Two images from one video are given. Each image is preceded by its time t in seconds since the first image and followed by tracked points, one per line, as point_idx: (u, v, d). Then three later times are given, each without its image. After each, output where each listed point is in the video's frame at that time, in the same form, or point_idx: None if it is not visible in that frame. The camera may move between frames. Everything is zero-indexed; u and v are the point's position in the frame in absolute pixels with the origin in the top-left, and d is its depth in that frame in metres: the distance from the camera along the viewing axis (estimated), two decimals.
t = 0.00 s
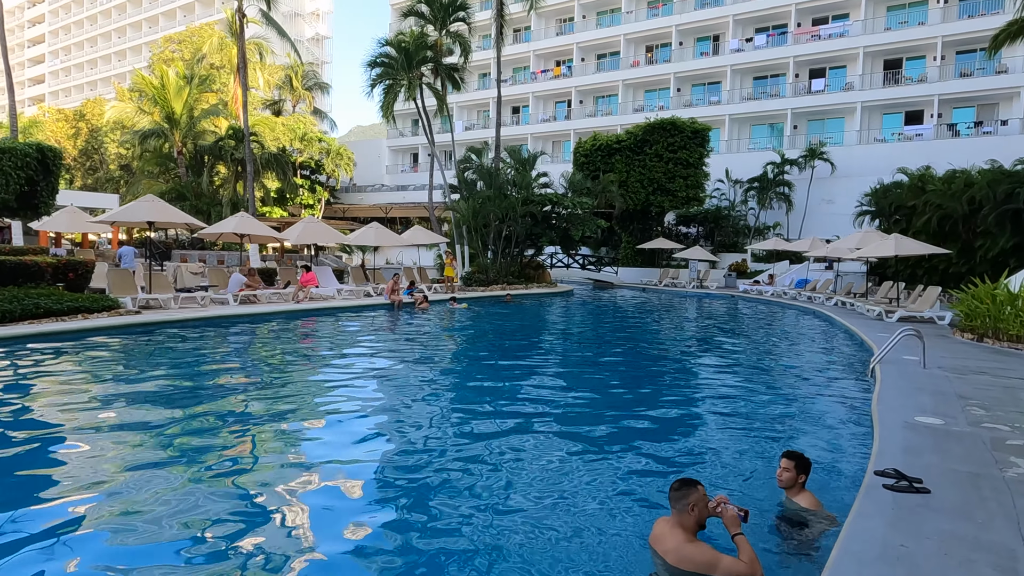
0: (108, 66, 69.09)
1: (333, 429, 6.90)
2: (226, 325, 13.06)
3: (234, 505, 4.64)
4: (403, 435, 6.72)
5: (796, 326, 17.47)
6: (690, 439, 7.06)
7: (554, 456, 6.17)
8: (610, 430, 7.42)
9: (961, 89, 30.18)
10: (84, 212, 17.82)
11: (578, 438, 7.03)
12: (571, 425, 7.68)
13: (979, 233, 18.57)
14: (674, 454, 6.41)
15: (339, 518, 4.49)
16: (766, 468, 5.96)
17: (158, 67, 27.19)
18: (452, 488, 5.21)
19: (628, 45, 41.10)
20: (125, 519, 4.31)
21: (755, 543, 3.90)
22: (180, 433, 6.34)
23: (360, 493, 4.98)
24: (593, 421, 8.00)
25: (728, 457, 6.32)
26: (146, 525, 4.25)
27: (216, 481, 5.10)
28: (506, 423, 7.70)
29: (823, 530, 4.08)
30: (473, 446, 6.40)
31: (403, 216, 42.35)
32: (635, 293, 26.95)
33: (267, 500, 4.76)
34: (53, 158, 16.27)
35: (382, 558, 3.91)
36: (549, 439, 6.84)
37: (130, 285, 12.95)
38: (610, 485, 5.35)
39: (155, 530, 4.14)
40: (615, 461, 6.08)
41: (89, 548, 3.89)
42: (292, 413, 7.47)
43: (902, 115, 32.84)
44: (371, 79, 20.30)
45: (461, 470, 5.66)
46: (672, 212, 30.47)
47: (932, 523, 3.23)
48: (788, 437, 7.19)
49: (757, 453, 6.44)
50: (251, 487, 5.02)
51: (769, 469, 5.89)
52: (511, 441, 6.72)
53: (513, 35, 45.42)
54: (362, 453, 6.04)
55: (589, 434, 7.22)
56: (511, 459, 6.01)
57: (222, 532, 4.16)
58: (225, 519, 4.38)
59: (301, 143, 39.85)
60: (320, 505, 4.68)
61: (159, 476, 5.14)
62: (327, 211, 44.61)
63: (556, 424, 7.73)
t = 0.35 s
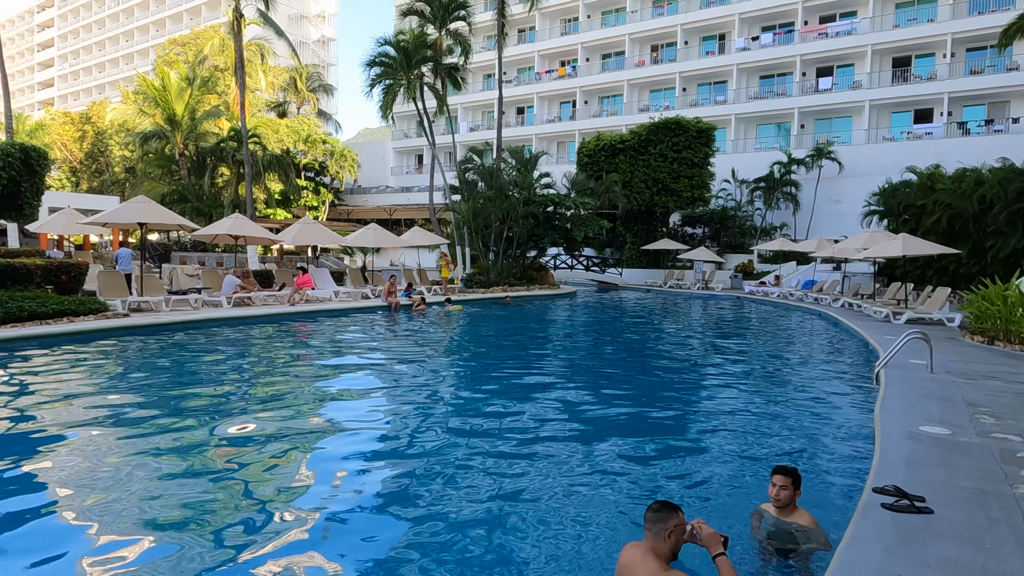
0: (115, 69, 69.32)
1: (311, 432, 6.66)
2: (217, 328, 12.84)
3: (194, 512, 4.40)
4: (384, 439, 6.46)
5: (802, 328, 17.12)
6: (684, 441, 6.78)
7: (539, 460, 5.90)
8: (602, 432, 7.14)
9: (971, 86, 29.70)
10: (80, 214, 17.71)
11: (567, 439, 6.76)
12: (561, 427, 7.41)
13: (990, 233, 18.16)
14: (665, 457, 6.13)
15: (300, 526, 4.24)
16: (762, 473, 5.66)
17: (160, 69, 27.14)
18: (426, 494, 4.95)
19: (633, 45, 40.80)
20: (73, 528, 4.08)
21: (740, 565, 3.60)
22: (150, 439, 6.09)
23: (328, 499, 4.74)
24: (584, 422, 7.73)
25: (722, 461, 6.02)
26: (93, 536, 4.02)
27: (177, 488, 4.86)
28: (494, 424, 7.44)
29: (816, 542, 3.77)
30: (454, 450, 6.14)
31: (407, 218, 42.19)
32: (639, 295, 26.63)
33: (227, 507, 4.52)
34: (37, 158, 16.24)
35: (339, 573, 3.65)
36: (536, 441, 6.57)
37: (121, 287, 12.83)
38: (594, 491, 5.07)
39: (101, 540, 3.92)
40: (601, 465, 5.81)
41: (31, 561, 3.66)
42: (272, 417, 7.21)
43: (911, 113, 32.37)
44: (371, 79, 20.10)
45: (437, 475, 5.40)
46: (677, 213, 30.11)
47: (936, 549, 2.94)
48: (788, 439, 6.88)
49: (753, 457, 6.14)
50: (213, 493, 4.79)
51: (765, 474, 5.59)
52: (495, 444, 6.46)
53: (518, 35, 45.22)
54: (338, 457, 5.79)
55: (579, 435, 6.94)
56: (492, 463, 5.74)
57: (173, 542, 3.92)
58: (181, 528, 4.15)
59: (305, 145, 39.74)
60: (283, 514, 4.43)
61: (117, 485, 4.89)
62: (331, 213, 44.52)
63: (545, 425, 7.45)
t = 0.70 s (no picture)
0: (111, 73, 69.05)
1: (278, 438, 6.37)
2: (199, 333, 12.54)
3: (133, 529, 4.12)
4: (353, 447, 6.16)
5: (799, 330, 16.82)
6: (669, 445, 6.48)
7: (513, 468, 5.61)
8: (584, 436, 6.85)
9: (969, 85, 29.42)
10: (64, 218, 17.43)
11: (546, 444, 6.48)
12: (543, 431, 7.12)
13: (989, 231, 17.88)
14: (647, 463, 5.84)
15: (245, 545, 3.95)
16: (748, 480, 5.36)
17: (149, 72, 26.89)
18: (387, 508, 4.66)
19: (628, 45, 40.57)
20: None
21: None
22: (105, 449, 5.80)
23: (281, 514, 4.46)
24: (567, 425, 7.44)
25: (707, 467, 5.73)
26: (16, 558, 3.72)
27: (121, 501, 4.56)
28: (472, 428, 7.15)
29: (801, 559, 3.48)
30: (426, 458, 5.85)
31: (403, 220, 41.90)
32: (635, 296, 26.35)
33: (170, 522, 4.24)
34: (9, 160, 15.99)
35: None
36: (513, 447, 6.28)
37: (99, 292, 12.52)
38: (567, 503, 4.78)
39: (24, 563, 3.62)
40: (580, 473, 5.52)
41: None
42: (241, 424, 6.91)
43: (909, 111, 32.11)
44: (360, 79, 19.81)
45: (403, 486, 5.11)
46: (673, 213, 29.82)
47: None
48: (779, 442, 6.58)
49: (740, 462, 5.85)
50: (159, 506, 4.50)
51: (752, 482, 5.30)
52: (470, 451, 6.16)
53: (513, 36, 45.02)
54: (300, 465, 5.50)
55: (559, 441, 6.64)
56: (464, 474, 5.45)
57: (104, 564, 3.62)
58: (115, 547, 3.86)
59: (300, 147, 39.49)
60: (229, 530, 4.16)
61: (59, 500, 4.60)
62: (326, 216, 44.24)
63: (526, 429, 7.16)
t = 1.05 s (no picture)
0: (107, 75, 68.77)
1: (241, 447, 6.07)
2: (178, 337, 12.25)
3: (56, 550, 3.81)
4: (319, 454, 5.89)
5: (794, 333, 16.57)
6: (652, 451, 6.21)
7: (482, 478, 5.33)
8: (563, 441, 6.59)
9: (966, 85, 29.23)
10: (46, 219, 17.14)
11: (522, 451, 6.20)
12: (521, 435, 6.85)
13: (986, 232, 17.65)
14: (623, 470, 5.58)
15: (178, 568, 3.66)
16: (732, 490, 5.07)
17: (139, 72, 26.63)
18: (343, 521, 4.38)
19: (624, 46, 40.37)
20: None
21: None
22: (56, 460, 5.50)
23: (229, 530, 4.18)
24: (546, 430, 7.17)
25: (687, 476, 5.46)
26: None
27: (58, 517, 4.29)
28: (447, 433, 6.89)
29: None
30: (393, 466, 5.58)
31: (397, 223, 41.62)
32: (629, 299, 26.09)
33: (104, 541, 3.96)
34: None
35: None
36: (487, 454, 6.02)
37: (77, 296, 12.26)
38: (535, 515, 4.51)
39: None
40: (554, 483, 5.25)
41: None
42: (205, 431, 6.62)
43: (905, 112, 31.90)
44: (350, 79, 19.56)
45: (362, 497, 4.83)
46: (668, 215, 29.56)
47: None
48: (765, 448, 6.31)
49: (723, 471, 5.58)
50: (93, 521, 4.21)
51: (735, 490, 4.99)
52: (440, 457, 5.91)
53: (509, 38, 44.81)
54: (255, 476, 5.21)
55: (537, 447, 6.37)
56: (431, 483, 5.18)
57: None
58: (37, 570, 3.55)
59: (294, 149, 39.22)
60: (168, 550, 3.88)
61: None
62: (320, 218, 43.96)
63: (505, 435, 6.89)
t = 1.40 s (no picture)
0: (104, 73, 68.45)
1: (200, 453, 5.81)
2: (156, 338, 11.97)
3: None
4: (279, 461, 5.62)
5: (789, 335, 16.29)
6: (631, 458, 5.93)
7: (446, 488, 5.05)
8: (537, 446, 6.30)
9: (965, 86, 28.96)
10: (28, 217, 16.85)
11: (493, 457, 5.92)
12: (496, 439, 6.57)
13: (984, 234, 17.37)
14: (597, 479, 5.30)
15: None
16: (709, 501, 4.80)
17: (129, 69, 26.32)
18: (289, 536, 4.10)
19: (621, 46, 40.12)
20: None
21: None
22: None
23: (165, 546, 3.89)
24: (523, 433, 6.89)
25: (663, 485, 5.18)
26: None
27: None
28: (419, 437, 6.61)
29: None
30: (356, 475, 5.29)
31: (392, 222, 41.36)
32: (624, 300, 25.82)
33: (27, 560, 3.68)
34: None
35: None
36: (455, 460, 5.73)
37: (52, 295, 11.98)
38: (495, 530, 4.23)
39: None
40: (523, 493, 4.96)
41: None
42: (166, 437, 6.36)
43: (904, 113, 31.64)
44: (340, 76, 19.27)
45: (314, 508, 4.55)
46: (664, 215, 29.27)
47: None
48: (749, 455, 6.03)
49: (702, 480, 5.30)
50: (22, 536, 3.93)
51: (714, 503, 4.69)
52: (405, 464, 5.63)
53: (506, 37, 44.54)
54: (207, 486, 4.94)
55: (509, 452, 6.08)
56: (390, 493, 4.90)
57: None
58: None
59: (288, 148, 38.92)
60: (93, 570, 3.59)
61: None
62: (316, 217, 43.68)
63: (478, 439, 6.61)
